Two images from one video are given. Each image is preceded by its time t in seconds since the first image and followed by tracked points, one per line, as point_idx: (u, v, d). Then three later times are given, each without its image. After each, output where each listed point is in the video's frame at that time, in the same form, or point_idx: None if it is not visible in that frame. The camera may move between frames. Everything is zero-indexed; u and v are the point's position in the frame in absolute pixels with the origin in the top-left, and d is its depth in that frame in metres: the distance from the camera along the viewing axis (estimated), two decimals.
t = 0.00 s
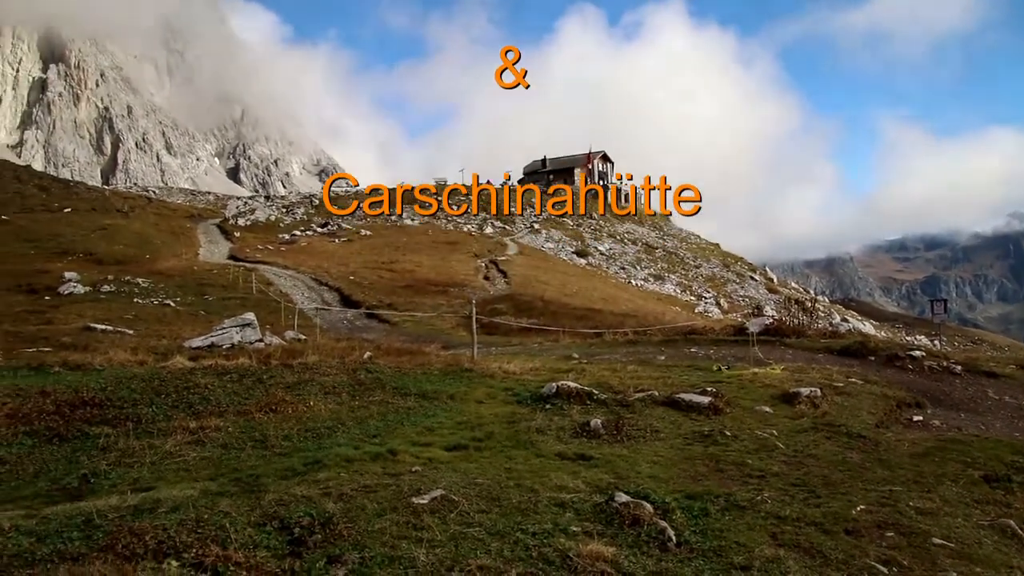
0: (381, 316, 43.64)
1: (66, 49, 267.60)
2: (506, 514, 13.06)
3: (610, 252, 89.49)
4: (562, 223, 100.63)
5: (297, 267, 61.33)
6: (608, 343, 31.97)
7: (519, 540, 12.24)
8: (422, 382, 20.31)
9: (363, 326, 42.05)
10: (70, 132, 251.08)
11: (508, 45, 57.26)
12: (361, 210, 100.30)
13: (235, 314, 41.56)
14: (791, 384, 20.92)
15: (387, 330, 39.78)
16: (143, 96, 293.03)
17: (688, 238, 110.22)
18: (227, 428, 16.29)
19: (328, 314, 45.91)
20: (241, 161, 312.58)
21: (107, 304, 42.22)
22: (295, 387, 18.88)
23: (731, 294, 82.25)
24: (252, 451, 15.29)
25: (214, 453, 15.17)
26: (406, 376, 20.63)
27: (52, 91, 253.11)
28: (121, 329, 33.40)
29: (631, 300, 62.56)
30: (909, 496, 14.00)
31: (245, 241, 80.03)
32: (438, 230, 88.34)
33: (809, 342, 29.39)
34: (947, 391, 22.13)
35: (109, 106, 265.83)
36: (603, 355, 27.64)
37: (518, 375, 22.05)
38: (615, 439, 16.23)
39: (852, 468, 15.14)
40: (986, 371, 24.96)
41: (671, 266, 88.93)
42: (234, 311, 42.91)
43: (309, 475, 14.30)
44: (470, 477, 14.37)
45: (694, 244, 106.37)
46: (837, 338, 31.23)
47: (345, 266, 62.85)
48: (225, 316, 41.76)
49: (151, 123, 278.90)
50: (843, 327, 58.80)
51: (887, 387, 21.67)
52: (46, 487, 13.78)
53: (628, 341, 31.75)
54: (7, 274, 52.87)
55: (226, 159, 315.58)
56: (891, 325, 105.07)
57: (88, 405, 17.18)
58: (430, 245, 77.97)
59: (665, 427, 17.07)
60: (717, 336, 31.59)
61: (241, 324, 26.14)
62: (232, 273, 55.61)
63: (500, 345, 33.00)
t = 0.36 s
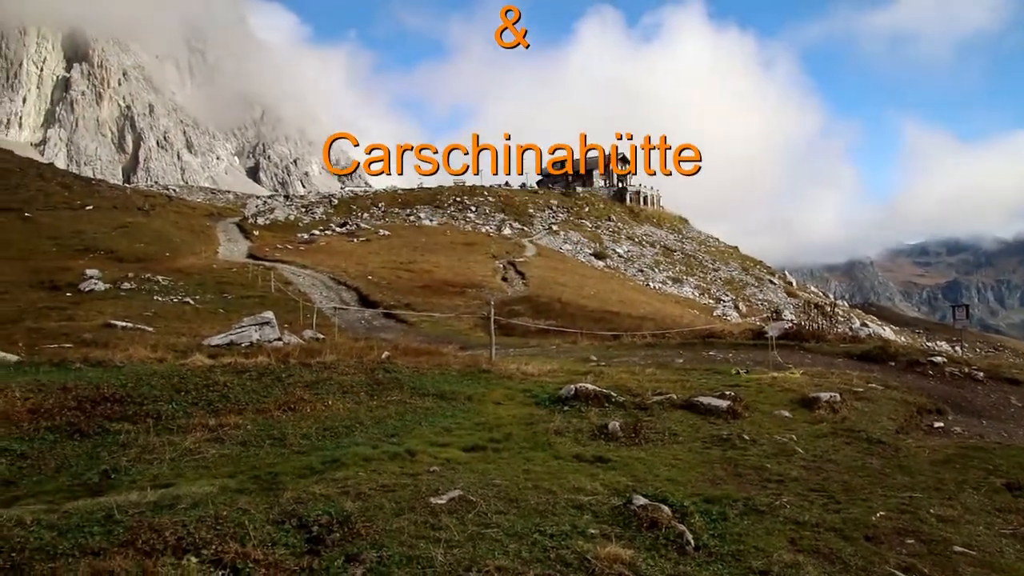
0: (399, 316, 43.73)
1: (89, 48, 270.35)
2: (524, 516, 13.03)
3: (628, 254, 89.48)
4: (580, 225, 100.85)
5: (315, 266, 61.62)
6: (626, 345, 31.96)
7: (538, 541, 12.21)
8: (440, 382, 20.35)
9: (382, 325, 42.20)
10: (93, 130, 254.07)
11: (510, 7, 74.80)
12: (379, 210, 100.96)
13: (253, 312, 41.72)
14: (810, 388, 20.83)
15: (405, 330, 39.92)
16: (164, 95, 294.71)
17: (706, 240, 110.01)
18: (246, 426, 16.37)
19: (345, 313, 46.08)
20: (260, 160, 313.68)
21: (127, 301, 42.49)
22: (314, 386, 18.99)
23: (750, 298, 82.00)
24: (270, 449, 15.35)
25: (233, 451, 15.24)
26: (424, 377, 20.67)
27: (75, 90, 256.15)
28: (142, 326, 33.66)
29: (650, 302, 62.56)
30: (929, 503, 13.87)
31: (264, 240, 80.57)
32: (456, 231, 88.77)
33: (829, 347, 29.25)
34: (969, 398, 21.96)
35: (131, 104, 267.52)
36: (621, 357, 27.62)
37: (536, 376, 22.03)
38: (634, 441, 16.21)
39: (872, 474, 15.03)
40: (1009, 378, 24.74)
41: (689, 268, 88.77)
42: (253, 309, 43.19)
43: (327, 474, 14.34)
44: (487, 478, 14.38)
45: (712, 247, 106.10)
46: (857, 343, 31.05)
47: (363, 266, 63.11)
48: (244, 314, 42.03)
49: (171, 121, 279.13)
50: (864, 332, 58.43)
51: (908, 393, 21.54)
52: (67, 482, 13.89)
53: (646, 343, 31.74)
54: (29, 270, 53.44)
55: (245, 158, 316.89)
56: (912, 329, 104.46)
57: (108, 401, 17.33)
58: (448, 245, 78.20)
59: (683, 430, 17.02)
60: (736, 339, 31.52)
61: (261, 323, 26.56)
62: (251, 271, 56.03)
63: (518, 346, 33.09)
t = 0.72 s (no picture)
0: (410, 323, 43.80)
1: (104, 56, 272.50)
2: (536, 523, 13.00)
3: (640, 261, 89.46)
4: (591, 231, 100.88)
5: (327, 272, 61.81)
6: (639, 352, 31.89)
7: (550, 549, 12.15)
8: (451, 389, 20.36)
9: (394, 332, 42.26)
10: (107, 136, 255.83)
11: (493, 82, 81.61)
12: (391, 216, 101.30)
13: (266, 319, 41.83)
14: (823, 396, 20.75)
15: (417, 337, 39.95)
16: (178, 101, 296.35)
17: (718, 248, 109.80)
18: (260, 432, 16.44)
19: (357, 320, 46.20)
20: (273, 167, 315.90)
21: (140, 307, 42.68)
22: (326, 392, 19.05)
23: (762, 305, 81.81)
24: (284, 455, 15.42)
25: (246, 456, 15.30)
26: (435, 383, 20.70)
27: (90, 96, 257.96)
28: (155, 332, 33.77)
29: (663, 310, 62.48)
30: (943, 512, 13.77)
31: (276, 246, 80.90)
32: (467, 238, 89.03)
33: (841, 354, 29.19)
34: (983, 406, 21.87)
35: (145, 111, 269.45)
36: (634, 365, 27.57)
37: (548, 383, 21.99)
38: (646, 449, 16.18)
39: (885, 482, 14.95)
40: None
41: (701, 275, 88.67)
42: (266, 316, 43.30)
43: (340, 480, 14.38)
44: (500, 485, 14.38)
45: (724, 254, 105.90)
46: (870, 351, 30.92)
47: (375, 272, 63.29)
48: (257, 320, 42.16)
49: (185, 127, 281.29)
50: (877, 340, 58.25)
51: (921, 401, 21.44)
52: (81, 487, 13.98)
53: (659, 350, 31.68)
54: (44, 276, 53.80)
55: (258, 164, 318.38)
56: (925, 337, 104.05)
57: (122, 406, 17.43)
58: (460, 252, 78.34)
59: (695, 438, 16.99)
60: (748, 346, 31.44)
61: (272, 329, 26.74)
62: (264, 278, 56.21)
63: (530, 353, 33.09)
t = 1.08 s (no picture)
0: (420, 329, 43.87)
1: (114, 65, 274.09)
2: (546, 529, 12.96)
3: (648, 266, 89.41)
4: (599, 237, 100.93)
5: (336, 278, 62.04)
6: (648, 358, 31.86)
7: (559, 555, 12.09)
8: (461, 395, 20.38)
9: (403, 339, 42.34)
10: (118, 145, 257.14)
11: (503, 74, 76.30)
12: (400, 222, 101.58)
13: (276, 326, 41.93)
14: (833, 401, 20.69)
15: (427, 343, 40.03)
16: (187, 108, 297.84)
17: (727, 252, 109.61)
18: (269, 439, 16.48)
19: (366, 326, 46.32)
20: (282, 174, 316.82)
21: (151, 314, 42.87)
22: (335, 399, 19.11)
23: (772, 310, 81.61)
24: (293, 462, 15.45)
25: (255, 463, 15.34)
26: (445, 390, 20.70)
27: (101, 105, 259.35)
28: (166, 339, 33.89)
29: (672, 315, 62.44)
30: (956, 518, 13.64)
31: (285, 253, 81.23)
32: (476, 244, 89.21)
33: (852, 359, 29.11)
34: (995, 411, 21.74)
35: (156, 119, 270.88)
36: (643, 370, 27.54)
37: (557, 389, 21.98)
38: (656, 455, 16.14)
39: (896, 487, 14.87)
40: None
41: (710, 280, 88.59)
42: (275, 323, 43.46)
43: (350, 486, 14.40)
44: (510, 491, 14.36)
45: (733, 259, 105.76)
46: (881, 355, 30.82)
47: (384, 278, 63.48)
48: (267, 327, 42.32)
49: (194, 135, 282.70)
50: (887, 345, 58.07)
51: (933, 406, 21.34)
52: (92, 494, 14.03)
53: (668, 355, 31.65)
54: (55, 284, 54.08)
55: (267, 172, 318.91)
56: (936, 342, 103.65)
57: (133, 413, 17.50)
58: (468, 258, 78.51)
59: (705, 443, 16.95)
60: (758, 352, 31.36)
61: (283, 336, 26.87)
62: (273, 284, 56.41)
63: (540, 359, 33.11)
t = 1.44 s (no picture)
0: (428, 331, 43.91)
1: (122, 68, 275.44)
2: (553, 532, 12.94)
3: (656, 268, 89.31)
4: (607, 239, 100.84)
5: (344, 281, 62.15)
6: (656, 360, 31.78)
7: (567, 558, 12.05)
8: (469, 397, 20.39)
9: (411, 341, 42.37)
10: (127, 149, 258.16)
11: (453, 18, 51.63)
12: (407, 225, 101.68)
13: (283, 328, 42.01)
14: (842, 403, 20.59)
15: (435, 346, 40.05)
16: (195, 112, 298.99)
17: (735, 254, 109.37)
18: (277, 441, 16.53)
19: (374, 328, 46.39)
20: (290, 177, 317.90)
21: (160, 317, 43.01)
22: (343, 401, 19.14)
23: (780, 311, 81.39)
24: (301, 464, 15.48)
25: (263, 465, 15.38)
26: (452, 393, 20.71)
27: (110, 109, 260.19)
28: (174, 342, 33.97)
29: (680, 317, 62.37)
30: (966, 520, 13.53)
31: (293, 255, 81.50)
32: (484, 246, 89.27)
33: (861, 361, 28.99)
34: (1006, 413, 21.60)
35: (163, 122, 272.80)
36: (651, 372, 27.46)
37: (565, 392, 21.94)
38: (664, 457, 16.10)
39: (905, 490, 14.79)
40: None
41: (718, 282, 88.42)
42: (283, 325, 43.54)
43: (357, 489, 14.42)
44: (516, 494, 14.35)
45: (741, 260, 105.52)
46: (890, 357, 30.68)
47: (392, 280, 63.59)
48: (275, 329, 42.40)
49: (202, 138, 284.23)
50: (896, 347, 57.87)
51: (943, 408, 21.20)
52: (100, 496, 14.09)
53: (676, 357, 31.57)
54: (64, 287, 54.33)
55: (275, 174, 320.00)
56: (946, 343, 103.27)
57: (141, 415, 17.58)
58: (476, 260, 78.51)
59: (713, 446, 16.89)
60: (766, 354, 31.23)
61: (290, 338, 26.94)
62: (281, 287, 56.55)
63: (548, 361, 33.08)
